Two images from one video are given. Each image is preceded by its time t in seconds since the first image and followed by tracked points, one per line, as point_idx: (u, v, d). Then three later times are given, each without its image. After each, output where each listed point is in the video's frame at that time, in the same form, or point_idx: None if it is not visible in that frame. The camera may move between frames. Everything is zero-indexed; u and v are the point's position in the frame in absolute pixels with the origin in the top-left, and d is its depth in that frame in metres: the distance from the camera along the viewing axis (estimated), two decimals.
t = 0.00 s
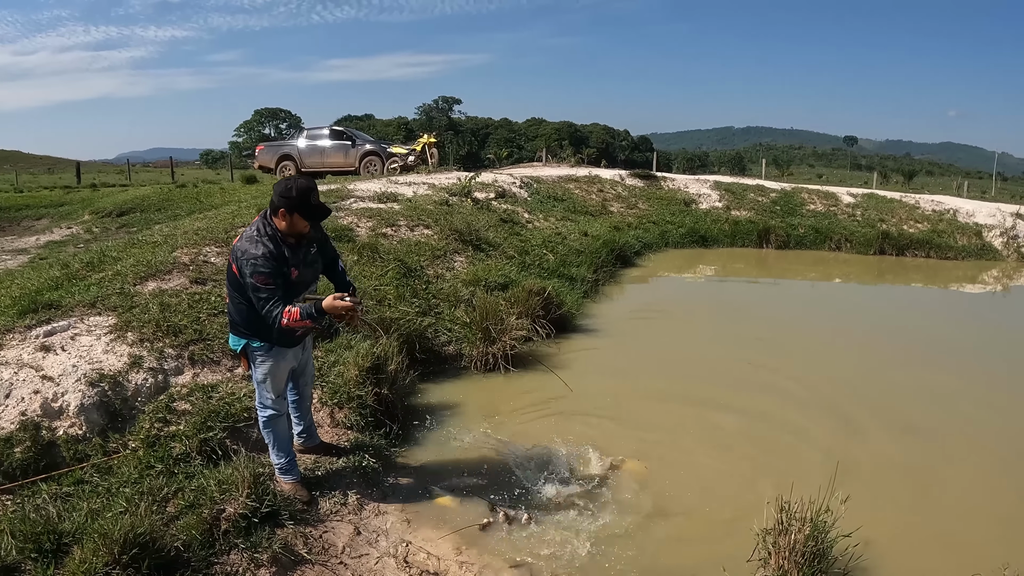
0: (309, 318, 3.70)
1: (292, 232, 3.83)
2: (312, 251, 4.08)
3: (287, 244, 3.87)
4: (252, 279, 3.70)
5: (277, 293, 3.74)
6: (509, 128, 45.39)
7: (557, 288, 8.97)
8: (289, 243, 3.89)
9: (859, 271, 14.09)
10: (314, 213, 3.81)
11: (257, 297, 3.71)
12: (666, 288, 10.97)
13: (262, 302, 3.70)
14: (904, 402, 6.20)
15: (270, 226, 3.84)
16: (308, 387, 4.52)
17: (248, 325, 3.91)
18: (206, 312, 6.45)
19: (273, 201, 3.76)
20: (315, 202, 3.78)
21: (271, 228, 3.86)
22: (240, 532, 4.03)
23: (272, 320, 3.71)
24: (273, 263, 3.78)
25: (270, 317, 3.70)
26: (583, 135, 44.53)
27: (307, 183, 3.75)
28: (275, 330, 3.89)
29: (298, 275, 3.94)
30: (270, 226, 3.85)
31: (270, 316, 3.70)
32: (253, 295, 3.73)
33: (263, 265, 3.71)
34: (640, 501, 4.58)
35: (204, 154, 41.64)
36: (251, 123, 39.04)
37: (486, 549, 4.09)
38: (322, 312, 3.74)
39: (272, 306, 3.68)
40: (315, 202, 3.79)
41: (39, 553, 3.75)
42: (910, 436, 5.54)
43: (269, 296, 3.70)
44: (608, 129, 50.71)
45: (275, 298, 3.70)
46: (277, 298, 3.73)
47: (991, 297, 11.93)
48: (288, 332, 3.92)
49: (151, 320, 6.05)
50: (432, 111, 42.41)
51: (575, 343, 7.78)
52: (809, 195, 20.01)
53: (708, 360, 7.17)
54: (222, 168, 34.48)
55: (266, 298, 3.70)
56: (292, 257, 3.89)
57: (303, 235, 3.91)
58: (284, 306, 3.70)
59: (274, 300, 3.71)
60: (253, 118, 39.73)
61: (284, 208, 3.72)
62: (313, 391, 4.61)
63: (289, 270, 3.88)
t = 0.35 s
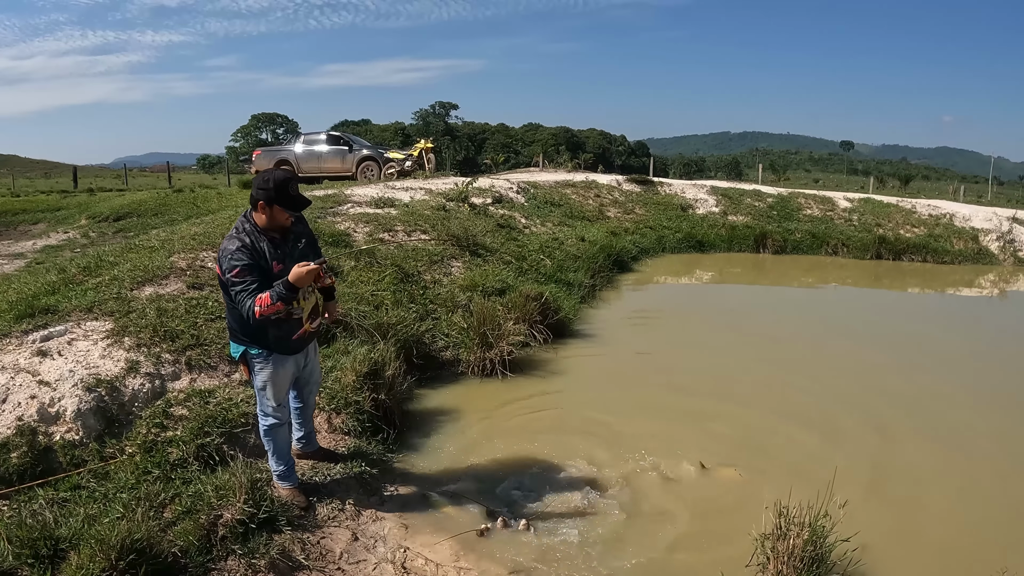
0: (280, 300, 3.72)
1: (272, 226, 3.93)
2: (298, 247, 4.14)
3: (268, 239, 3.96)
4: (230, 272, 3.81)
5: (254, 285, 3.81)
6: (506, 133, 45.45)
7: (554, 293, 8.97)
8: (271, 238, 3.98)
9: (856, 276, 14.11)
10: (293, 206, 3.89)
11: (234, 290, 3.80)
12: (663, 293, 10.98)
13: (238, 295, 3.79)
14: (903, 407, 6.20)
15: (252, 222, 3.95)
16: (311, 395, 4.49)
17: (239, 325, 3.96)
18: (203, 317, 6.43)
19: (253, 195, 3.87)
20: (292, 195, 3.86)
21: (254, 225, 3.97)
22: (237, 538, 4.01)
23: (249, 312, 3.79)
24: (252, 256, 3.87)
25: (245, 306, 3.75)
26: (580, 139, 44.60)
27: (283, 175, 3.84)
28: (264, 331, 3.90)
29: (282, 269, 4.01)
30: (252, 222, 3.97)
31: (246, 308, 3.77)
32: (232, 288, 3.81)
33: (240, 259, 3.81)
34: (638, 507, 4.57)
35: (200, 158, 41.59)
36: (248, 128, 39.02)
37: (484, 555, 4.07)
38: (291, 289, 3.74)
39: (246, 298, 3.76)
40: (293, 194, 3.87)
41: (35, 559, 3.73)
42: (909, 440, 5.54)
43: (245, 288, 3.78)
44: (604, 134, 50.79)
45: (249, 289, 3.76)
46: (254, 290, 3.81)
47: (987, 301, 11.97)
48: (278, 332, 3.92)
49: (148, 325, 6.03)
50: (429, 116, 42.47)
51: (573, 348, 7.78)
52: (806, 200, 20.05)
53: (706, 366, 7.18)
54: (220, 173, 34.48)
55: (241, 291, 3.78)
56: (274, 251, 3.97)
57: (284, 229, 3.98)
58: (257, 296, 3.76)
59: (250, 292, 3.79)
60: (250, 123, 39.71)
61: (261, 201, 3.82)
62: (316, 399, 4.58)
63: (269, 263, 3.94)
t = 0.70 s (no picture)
0: (277, 297, 3.73)
1: (261, 224, 3.96)
2: (289, 247, 4.17)
3: (258, 238, 3.99)
4: (222, 273, 3.81)
5: (246, 283, 3.82)
6: (504, 135, 45.49)
7: (551, 295, 8.97)
8: (261, 237, 4.01)
9: (854, 277, 14.13)
10: (280, 202, 3.94)
11: (226, 290, 3.80)
12: (661, 295, 10.98)
13: (230, 295, 3.79)
14: (903, 408, 6.20)
15: (240, 223, 3.98)
16: (312, 400, 4.46)
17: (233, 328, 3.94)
18: (200, 318, 6.41)
19: (241, 194, 3.93)
20: (278, 191, 3.92)
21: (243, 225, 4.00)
22: (234, 541, 3.99)
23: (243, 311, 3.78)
24: (242, 257, 3.89)
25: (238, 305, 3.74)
26: (576, 141, 44.65)
27: (269, 171, 3.90)
28: (259, 331, 3.89)
29: (273, 268, 4.03)
30: (240, 223, 4.00)
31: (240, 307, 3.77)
32: (224, 289, 3.81)
33: (231, 258, 3.82)
34: (636, 509, 4.56)
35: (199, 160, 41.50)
36: (246, 131, 39.02)
37: (482, 558, 4.06)
38: (288, 285, 3.77)
39: (240, 296, 3.76)
40: (280, 188, 3.93)
41: (32, 562, 3.72)
42: (909, 442, 5.53)
43: (237, 287, 3.79)
44: (602, 136, 50.83)
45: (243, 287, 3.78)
46: (246, 289, 3.81)
47: (984, 302, 11.99)
48: (272, 332, 3.92)
49: (145, 328, 6.01)
50: (427, 118, 42.48)
51: (570, 350, 7.77)
52: (803, 202, 20.06)
53: (705, 367, 7.18)
54: (217, 175, 34.41)
55: (234, 290, 3.78)
56: (264, 250, 3.99)
57: (273, 226, 4.02)
58: (250, 294, 3.77)
59: (243, 290, 3.79)
60: (247, 125, 39.69)
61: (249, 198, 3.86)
62: (316, 405, 4.55)
63: (260, 262, 3.96)
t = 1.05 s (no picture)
0: (262, 296, 3.72)
1: (240, 223, 3.92)
2: (270, 245, 4.13)
3: (238, 238, 3.95)
4: (204, 274, 3.77)
5: (230, 284, 3.79)
6: (490, 138, 45.48)
7: (537, 298, 8.97)
8: (241, 236, 3.97)
9: (838, 277, 14.22)
10: (258, 199, 3.91)
11: (210, 292, 3.77)
12: (648, 296, 11.00)
13: (215, 297, 3.75)
14: (896, 409, 6.22)
15: (219, 224, 3.94)
16: (299, 406, 4.38)
17: (218, 331, 3.91)
18: (185, 323, 6.34)
19: (217, 195, 3.89)
20: (254, 188, 3.88)
21: (222, 226, 3.95)
22: (222, 547, 3.94)
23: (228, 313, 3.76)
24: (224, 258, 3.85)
25: (224, 307, 3.72)
26: (560, 144, 44.80)
27: (244, 168, 3.85)
28: (245, 332, 3.86)
29: (255, 267, 3.99)
30: (220, 224, 3.95)
31: (225, 309, 3.74)
32: (208, 292, 3.78)
33: (212, 260, 3.78)
34: (624, 511, 4.55)
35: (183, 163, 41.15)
36: (230, 134, 38.74)
37: (470, 561, 4.03)
38: (272, 283, 3.75)
39: (224, 298, 3.73)
40: (256, 184, 3.89)
41: (18, 570, 3.65)
42: (902, 443, 5.54)
43: (222, 289, 3.76)
44: (588, 138, 50.87)
45: (227, 289, 3.75)
46: (230, 290, 3.78)
47: (967, 302, 12.11)
48: (258, 333, 3.88)
49: (130, 332, 5.93)
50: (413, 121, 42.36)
51: (557, 353, 7.76)
52: (788, 203, 20.12)
53: (695, 368, 7.18)
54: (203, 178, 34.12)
55: (218, 292, 3.75)
56: (245, 250, 3.96)
57: (252, 224, 3.98)
58: (235, 295, 3.75)
59: (227, 292, 3.76)
60: (231, 128, 39.37)
61: (227, 197, 3.82)
62: (304, 410, 4.47)
63: (242, 262, 3.92)
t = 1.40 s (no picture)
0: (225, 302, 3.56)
1: (200, 230, 3.78)
2: (232, 253, 3.97)
3: (199, 245, 3.79)
4: (165, 283, 3.60)
5: (193, 292, 3.63)
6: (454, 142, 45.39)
7: (500, 302, 8.96)
8: (201, 244, 3.81)
9: (799, 278, 14.41)
10: (217, 204, 3.79)
11: (172, 301, 3.59)
12: (615, 300, 11.01)
13: (177, 306, 3.58)
14: (877, 408, 6.27)
15: (179, 232, 3.78)
16: (264, 415, 4.23)
17: (180, 341, 3.70)
18: (147, 334, 6.20)
19: (175, 202, 3.75)
20: (213, 193, 3.77)
21: (182, 234, 3.79)
22: (189, 561, 3.80)
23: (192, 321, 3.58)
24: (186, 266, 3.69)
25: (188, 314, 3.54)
26: (521, 148, 44.99)
27: (202, 173, 3.74)
28: (209, 340, 3.67)
29: (217, 274, 3.82)
30: (179, 233, 3.79)
31: (189, 317, 3.56)
32: (170, 302, 3.60)
33: (174, 267, 3.62)
34: (594, 514, 4.53)
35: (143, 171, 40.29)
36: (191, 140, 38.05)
37: (440, 569, 3.96)
38: (235, 289, 3.61)
39: (187, 306, 3.56)
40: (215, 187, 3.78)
41: None
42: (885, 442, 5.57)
43: (184, 297, 3.59)
44: (552, 142, 51.00)
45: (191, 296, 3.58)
46: (193, 298, 3.61)
47: (927, 299, 12.37)
48: (223, 340, 3.70)
49: (91, 344, 5.77)
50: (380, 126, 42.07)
51: (521, 357, 7.76)
52: (748, 205, 20.33)
53: (672, 371, 7.18)
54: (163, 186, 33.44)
55: (180, 300, 3.57)
56: (207, 257, 3.79)
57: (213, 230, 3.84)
58: (199, 302, 3.58)
59: (191, 299, 3.59)
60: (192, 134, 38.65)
61: (186, 203, 3.68)
62: (269, 419, 4.31)
63: (204, 269, 3.75)
